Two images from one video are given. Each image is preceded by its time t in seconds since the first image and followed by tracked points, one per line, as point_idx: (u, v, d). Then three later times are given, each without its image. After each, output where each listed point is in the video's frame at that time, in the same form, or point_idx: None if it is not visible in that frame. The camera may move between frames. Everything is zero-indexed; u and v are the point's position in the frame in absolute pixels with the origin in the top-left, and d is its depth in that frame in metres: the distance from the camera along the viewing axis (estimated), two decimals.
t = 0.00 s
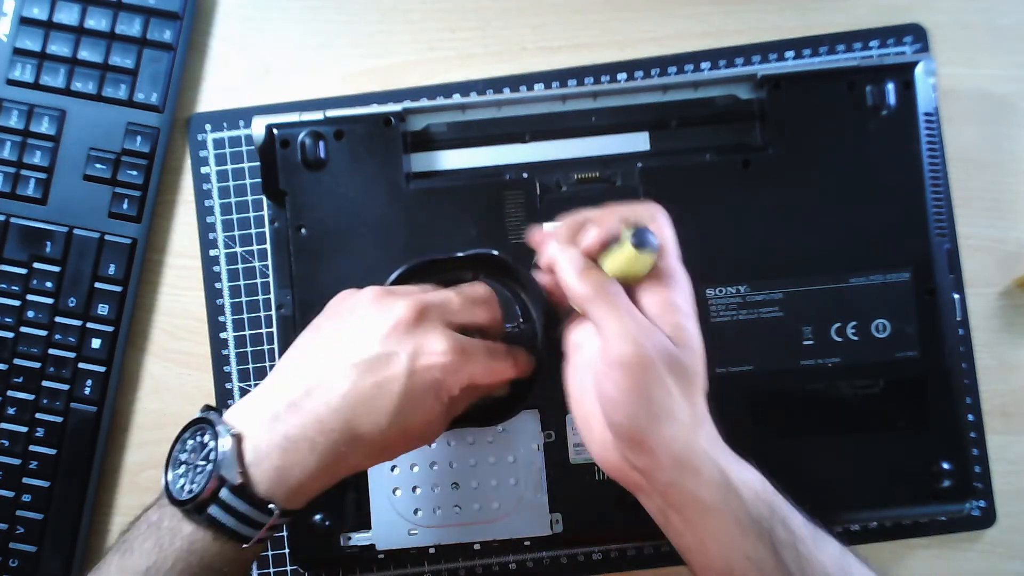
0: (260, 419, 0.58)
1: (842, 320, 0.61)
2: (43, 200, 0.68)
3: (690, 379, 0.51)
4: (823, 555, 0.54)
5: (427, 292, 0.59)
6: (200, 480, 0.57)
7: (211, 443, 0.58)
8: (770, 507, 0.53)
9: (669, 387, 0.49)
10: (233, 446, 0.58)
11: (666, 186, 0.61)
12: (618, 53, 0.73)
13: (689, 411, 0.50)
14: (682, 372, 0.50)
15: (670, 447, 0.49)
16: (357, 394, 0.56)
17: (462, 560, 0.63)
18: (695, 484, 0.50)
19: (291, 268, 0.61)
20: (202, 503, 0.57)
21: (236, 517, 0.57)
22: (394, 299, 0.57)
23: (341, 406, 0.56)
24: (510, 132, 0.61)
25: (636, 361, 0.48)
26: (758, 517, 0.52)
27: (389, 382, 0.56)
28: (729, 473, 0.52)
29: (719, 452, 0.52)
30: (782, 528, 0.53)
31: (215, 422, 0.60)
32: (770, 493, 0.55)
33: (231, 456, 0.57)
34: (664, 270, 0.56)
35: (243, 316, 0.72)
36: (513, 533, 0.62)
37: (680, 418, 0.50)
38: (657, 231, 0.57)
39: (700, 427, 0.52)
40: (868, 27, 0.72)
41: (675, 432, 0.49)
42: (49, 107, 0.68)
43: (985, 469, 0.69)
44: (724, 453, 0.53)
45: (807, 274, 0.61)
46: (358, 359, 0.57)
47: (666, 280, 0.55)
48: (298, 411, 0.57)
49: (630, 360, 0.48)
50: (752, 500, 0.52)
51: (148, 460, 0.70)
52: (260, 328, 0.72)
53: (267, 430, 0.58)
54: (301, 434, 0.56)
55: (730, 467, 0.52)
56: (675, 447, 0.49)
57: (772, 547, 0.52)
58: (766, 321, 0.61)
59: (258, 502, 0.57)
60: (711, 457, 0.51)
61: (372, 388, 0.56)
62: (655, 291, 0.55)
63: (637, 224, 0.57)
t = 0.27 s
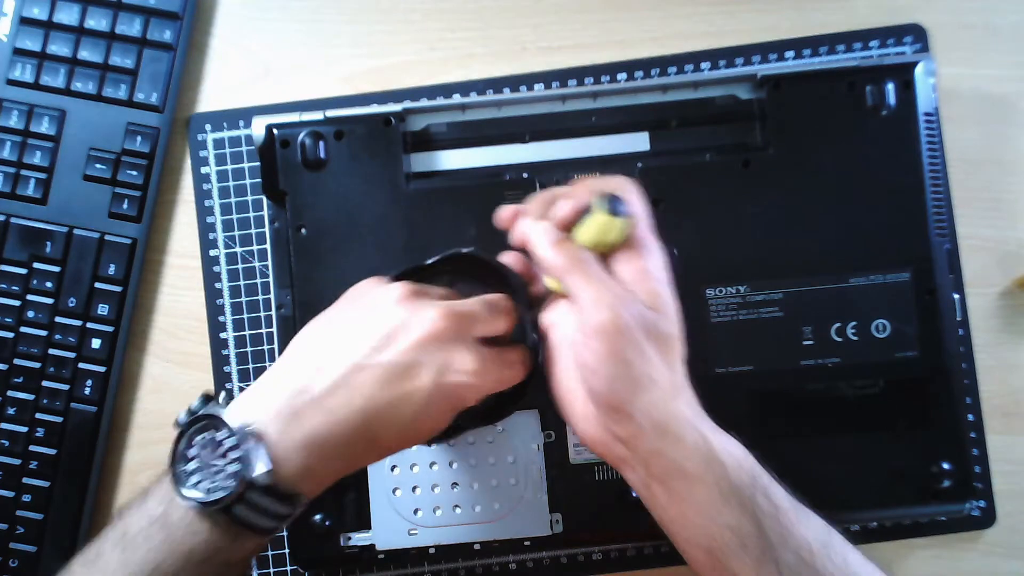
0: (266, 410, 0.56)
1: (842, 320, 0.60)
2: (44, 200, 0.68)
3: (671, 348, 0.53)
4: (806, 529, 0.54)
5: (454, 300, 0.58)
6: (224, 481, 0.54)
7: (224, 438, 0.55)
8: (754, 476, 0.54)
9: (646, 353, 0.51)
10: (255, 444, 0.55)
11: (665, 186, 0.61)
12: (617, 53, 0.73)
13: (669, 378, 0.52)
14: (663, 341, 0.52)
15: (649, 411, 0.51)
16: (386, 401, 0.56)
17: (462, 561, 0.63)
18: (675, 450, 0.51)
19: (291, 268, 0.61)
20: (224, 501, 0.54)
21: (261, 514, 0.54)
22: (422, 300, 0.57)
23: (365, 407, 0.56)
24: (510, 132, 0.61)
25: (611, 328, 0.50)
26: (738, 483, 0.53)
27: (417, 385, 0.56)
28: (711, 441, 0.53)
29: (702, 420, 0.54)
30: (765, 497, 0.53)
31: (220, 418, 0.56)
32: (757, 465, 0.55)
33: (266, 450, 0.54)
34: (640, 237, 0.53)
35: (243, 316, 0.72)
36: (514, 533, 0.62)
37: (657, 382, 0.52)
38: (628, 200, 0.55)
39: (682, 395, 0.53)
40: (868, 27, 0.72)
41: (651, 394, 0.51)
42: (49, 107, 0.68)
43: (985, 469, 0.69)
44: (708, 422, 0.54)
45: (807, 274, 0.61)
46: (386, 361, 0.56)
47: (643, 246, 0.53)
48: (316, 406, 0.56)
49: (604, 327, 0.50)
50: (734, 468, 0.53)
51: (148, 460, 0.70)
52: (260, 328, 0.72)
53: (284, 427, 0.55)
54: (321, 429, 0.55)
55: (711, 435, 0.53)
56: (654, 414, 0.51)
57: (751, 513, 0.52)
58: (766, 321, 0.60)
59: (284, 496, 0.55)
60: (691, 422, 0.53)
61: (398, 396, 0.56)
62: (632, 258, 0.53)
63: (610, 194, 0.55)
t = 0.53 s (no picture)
0: (272, 395, 0.56)
1: (843, 320, 0.60)
2: (43, 200, 0.68)
3: (667, 337, 0.54)
4: (804, 520, 0.53)
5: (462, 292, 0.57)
6: (238, 471, 0.53)
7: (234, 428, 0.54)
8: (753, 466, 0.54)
9: (640, 338, 0.53)
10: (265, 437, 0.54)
11: (665, 186, 0.61)
12: (617, 53, 0.73)
13: (666, 364, 0.53)
14: (659, 328, 0.54)
15: (643, 395, 0.52)
16: (394, 389, 0.55)
17: (462, 561, 0.63)
18: (675, 439, 0.52)
19: (291, 268, 0.61)
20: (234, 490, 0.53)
21: (266, 501, 0.54)
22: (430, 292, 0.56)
23: (372, 396, 0.55)
24: (510, 132, 0.61)
25: (605, 314, 0.52)
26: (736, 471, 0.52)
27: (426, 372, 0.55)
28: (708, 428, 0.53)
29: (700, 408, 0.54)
30: (763, 487, 0.53)
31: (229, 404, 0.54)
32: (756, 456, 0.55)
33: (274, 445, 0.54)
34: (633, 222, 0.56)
35: (243, 316, 0.72)
36: (514, 533, 0.62)
37: (653, 366, 0.53)
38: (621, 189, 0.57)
39: (678, 382, 0.54)
40: (868, 27, 0.72)
41: (647, 378, 0.52)
42: (49, 107, 0.68)
43: (985, 469, 0.69)
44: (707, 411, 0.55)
45: (807, 274, 0.61)
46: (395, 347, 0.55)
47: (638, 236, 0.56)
48: (325, 392, 0.55)
49: (599, 313, 0.52)
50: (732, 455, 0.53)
51: (148, 461, 0.70)
52: (260, 328, 0.72)
53: (292, 412, 0.55)
54: (331, 414, 0.55)
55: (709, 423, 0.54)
56: (651, 400, 0.52)
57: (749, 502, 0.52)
58: (766, 321, 0.60)
59: (293, 484, 0.54)
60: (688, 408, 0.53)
61: (406, 386, 0.55)
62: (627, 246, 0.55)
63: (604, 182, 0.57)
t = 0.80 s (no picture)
0: (247, 394, 0.53)
1: (843, 320, 0.60)
2: (43, 200, 0.68)
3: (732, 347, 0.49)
4: (868, 549, 0.48)
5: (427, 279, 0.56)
6: (201, 471, 0.53)
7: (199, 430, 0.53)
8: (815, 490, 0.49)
9: (707, 349, 0.47)
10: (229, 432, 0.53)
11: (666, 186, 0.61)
12: (617, 53, 0.73)
13: (730, 379, 0.48)
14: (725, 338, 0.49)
15: (711, 412, 0.46)
16: (357, 383, 0.51)
17: (462, 561, 0.63)
18: (741, 461, 0.46)
19: (291, 268, 0.61)
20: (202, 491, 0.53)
21: (237, 501, 0.54)
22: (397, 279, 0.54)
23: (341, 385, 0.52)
24: (510, 132, 0.61)
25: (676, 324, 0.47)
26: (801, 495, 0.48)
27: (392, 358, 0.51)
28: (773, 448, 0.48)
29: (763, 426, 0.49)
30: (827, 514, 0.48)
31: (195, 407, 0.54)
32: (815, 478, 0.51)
33: (238, 442, 0.53)
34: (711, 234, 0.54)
35: (243, 316, 0.72)
36: (514, 532, 0.62)
37: (719, 381, 0.47)
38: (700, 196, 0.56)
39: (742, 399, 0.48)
40: (868, 27, 0.72)
41: (714, 392, 0.47)
42: (49, 107, 0.68)
43: (985, 469, 0.69)
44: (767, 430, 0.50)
45: (807, 274, 0.61)
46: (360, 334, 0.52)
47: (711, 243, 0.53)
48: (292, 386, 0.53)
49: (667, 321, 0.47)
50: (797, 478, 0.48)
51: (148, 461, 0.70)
52: (260, 328, 0.72)
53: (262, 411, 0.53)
54: (303, 410, 0.52)
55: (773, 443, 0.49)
56: (717, 417, 0.46)
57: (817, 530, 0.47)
58: (766, 321, 0.60)
59: (259, 484, 0.54)
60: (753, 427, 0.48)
61: (373, 372, 0.51)
62: (705, 258, 0.53)
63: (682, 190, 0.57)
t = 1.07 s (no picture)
0: (247, 388, 0.54)
1: (843, 320, 0.61)
2: (43, 200, 0.68)
3: (795, 378, 0.51)
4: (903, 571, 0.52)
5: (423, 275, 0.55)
6: (203, 469, 0.53)
7: (201, 428, 0.53)
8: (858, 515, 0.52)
9: (772, 383, 0.49)
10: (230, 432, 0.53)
11: (666, 186, 0.61)
12: (617, 53, 0.73)
13: (791, 411, 0.50)
14: (789, 369, 0.50)
15: (765, 442, 0.49)
16: (357, 384, 0.52)
17: (462, 561, 0.63)
18: (790, 485, 0.50)
19: (291, 269, 0.61)
20: (204, 490, 0.53)
21: (238, 499, 0.54)
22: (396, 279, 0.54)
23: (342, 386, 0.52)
24: (510, 132, 0.61)
25: (738, 360, 0.48)
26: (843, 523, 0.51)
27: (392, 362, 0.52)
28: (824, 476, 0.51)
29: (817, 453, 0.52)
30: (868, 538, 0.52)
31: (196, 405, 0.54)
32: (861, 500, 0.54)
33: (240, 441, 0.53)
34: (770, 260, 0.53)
35: (243, 316, 0.72)
36: (514, 533, 0.62)
37: (779, 414, 0.50)
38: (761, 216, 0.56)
39: (800, 428, 0.51)
40: (868, 27, 0.72)
41: (772, 425, 0.49)
42: (49, 107, 0.68)
43: (985, 469, 0.69)
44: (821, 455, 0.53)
45: (807, 274, 0.61)
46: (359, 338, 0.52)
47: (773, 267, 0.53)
48: (293, 385, 0.53)
49: (729, 356, 0.48)
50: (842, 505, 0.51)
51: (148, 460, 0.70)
52: (260, 328, 0.72)
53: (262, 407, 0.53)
54: (304, 409, 0.53)
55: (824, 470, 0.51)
56: (773, 446, 0.49)
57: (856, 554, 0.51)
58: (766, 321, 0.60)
59: (259, 480, 0.54)
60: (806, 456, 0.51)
61: (374, 375, 0.52)
62: (763, 284, 0.53)
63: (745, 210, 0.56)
